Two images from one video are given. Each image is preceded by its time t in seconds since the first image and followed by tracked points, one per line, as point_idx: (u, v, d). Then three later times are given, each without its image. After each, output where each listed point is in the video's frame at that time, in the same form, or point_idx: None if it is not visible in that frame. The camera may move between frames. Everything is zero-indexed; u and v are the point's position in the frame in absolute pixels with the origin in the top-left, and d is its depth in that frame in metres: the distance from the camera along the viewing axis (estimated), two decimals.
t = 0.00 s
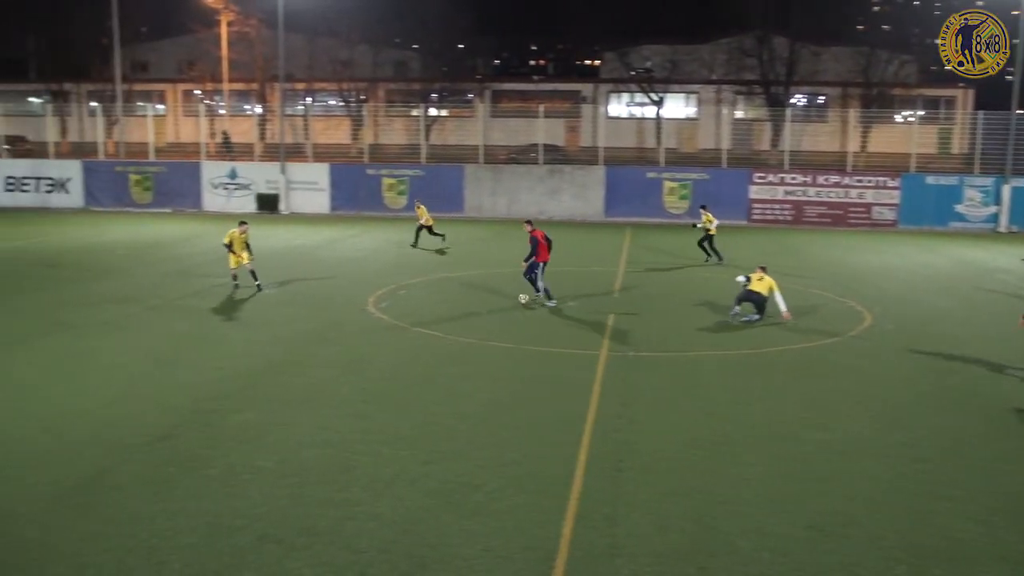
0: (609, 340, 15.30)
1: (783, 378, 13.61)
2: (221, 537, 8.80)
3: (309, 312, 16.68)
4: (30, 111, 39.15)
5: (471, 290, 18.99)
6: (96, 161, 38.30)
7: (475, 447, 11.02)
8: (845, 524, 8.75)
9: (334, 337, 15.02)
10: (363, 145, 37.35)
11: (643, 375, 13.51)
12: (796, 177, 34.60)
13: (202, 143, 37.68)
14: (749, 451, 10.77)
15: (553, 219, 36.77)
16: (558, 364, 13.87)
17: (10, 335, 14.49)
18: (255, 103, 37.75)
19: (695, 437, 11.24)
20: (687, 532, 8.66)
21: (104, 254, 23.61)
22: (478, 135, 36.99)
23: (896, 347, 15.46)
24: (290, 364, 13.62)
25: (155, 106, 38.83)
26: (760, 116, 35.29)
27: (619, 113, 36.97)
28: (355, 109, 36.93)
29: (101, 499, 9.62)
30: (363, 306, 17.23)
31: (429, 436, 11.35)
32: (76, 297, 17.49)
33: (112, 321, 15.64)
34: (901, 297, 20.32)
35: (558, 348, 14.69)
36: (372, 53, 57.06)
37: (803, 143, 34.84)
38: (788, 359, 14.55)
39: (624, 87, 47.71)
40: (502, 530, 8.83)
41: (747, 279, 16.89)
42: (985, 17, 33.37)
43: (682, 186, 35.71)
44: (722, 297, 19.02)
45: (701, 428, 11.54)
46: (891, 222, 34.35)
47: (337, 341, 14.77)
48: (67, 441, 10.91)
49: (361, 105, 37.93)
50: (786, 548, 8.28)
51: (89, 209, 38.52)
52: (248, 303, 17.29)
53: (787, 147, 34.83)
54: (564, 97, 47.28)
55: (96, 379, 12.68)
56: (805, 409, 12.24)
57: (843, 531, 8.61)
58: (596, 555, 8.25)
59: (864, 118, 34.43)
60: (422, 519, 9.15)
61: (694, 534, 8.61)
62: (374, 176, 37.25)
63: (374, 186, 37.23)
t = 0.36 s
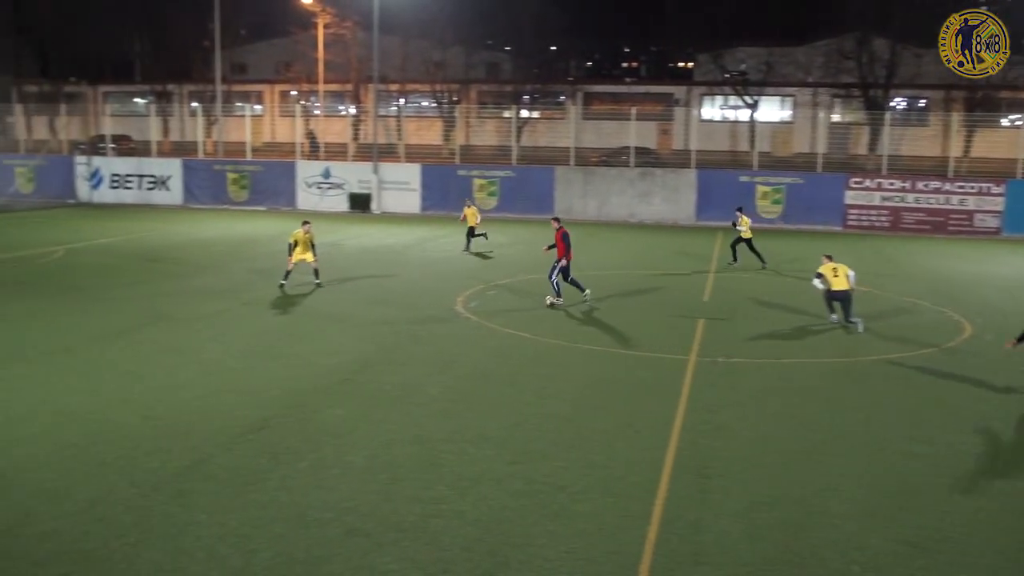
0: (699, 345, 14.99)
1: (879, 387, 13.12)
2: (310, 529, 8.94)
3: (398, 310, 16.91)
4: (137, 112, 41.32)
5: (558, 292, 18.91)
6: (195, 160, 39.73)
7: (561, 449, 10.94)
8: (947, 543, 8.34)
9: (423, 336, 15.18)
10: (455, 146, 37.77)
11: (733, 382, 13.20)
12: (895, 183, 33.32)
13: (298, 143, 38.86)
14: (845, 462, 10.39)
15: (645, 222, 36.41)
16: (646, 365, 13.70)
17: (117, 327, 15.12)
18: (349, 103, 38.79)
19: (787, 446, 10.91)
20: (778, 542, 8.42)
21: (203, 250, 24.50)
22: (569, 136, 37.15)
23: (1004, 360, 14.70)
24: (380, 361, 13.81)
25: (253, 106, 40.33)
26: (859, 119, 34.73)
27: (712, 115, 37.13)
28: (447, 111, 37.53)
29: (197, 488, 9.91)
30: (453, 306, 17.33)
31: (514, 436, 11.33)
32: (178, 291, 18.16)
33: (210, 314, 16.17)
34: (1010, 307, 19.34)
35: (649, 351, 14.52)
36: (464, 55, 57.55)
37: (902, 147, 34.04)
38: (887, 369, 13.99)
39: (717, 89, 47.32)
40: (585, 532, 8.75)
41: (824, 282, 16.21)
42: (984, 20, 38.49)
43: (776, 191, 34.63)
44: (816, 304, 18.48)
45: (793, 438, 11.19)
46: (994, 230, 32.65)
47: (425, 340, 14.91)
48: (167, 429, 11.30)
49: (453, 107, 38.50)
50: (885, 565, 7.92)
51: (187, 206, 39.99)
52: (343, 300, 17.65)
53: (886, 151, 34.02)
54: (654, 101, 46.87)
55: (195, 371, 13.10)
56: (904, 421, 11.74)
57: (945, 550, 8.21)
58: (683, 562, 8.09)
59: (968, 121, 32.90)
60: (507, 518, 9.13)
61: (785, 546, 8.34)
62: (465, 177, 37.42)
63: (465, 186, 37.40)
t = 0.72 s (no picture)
0: (775, 347, 14.68)
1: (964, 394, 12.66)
2: (381, 521, 8.99)
3: (472, 305, 16.96)
4: (219, 108, 41.89)
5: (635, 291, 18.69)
6: (276, 154, 40.49)
7: (634, 449, 10.82)
8: None
9: (497, 332, 15.16)
10: (532, 143, 37.97)
11: (811, 385, 12.89)
12: (984, 183, 31.98)
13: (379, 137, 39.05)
14: (929, 471, 10.05)
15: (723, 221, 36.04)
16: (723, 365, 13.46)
17: (199, 317, 15.49)
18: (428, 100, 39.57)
19: (867, 453, 10.59)
20: (855, 550, 8.18)
21: (282, 242, 24.98)
22: (648, 133, 36.92)
23: None
24: (456, 356, 13.84)
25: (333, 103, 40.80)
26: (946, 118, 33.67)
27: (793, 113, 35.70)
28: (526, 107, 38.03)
29: (272, 476, 10.07)
30: (527, 303, 17.26)
31: (588, 435, 11.23)
32: (259, 282, 18.53)
33: (290, 306, 16.45)
34: None
35: (727, 351, 14.29)
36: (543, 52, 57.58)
37: (993, 147, 32.97)
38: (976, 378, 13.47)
39: (799, 87, 46.33)
40: (658, 533, 8.63)
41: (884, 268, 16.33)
42: (984, 18, 39.82)
43: (858, 191, 33.93)
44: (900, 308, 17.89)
45: (874, 444, 10.87)
46: None
47: (497, 336, 14.90)
48: (245, 418, 11.51)
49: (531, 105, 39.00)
50: None
51: (268, 199, 40.89)
52: (418, 295, 17.74)
53: (975, 151, 32.95)
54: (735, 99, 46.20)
55: (273, 362, 13.32)
56: (994, 431, 11.26)
57: None
58: (757, 566, 7.92)
59: None
60: (578, 516, 9.06)
61: (864, 554, 8.11)
62: (542, 173, 37.49)
63: (542, 182, 37.50)
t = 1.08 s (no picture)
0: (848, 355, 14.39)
1: None
2: (447, 522, 9.01)
3: (541, 308, 16.98)
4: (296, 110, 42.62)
5: (708, 296, 18.46)
6: (349, 156, 40.91)
7: (702, 456, 10.69)
8: None
9: (565, 335, 15.12)
10: (604, 146, 37.97)
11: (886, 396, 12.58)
12: None
13: (450, 139, 39.77)
14: (1010, 487, 9.70)
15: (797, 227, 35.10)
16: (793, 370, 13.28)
17: (272, 315, 15.78)
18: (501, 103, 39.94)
19: (945, 466, 10.28)
20: (933, 567, 7.95)
21: (353, 243, 25.37)
22: (722, 137, 36.40)
23: None
24: (523, 358, 13.84)
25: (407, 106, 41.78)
26: None
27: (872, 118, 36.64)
28: (599, 111, 38.04)
29: (341, 475, 10.17)
30: (598, 304, 17.41)
31: (657, 441, 11.12)
32: (331, 282, 18.81)
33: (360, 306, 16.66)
34: None
35: (800, 359, 14.05)
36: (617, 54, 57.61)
37: None
38: None
39: (878, 91, 45.42)
40: (727, 542, 8.49)
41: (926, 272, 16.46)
42: (985, 19, 41.15)
43: (938, 198, 32.83)
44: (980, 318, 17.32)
45: (952, 457, 10.54)
46: None
47: (565, 339, 14.88)
48: (315, 416, 11.67)
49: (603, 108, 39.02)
50: None
51: (341, 200, 41.40)
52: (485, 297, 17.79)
53: None
54: (811, 102, 45.52)
55: (343, 361, 13.49)
56: None
57: None
58: None
59: None
60: (645, 522, 8.97)
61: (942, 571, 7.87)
62: (614, 177, 37.20)
63: (613, 187, 37.17)
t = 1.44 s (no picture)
0: (900, 374, 14.10)
1: None
2: (491, 536, 8.97)
3: (587, 322, 16.92)
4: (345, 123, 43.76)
5: (758, 312, 18.21)
6: (398, 169, 41.36)
7: (750, 473, 10.55)
8: None
9: (611, 350, 15.04)
10: (652, 160, 37.79)
11: (940, 416, 12.31)
12: None
13: (497, 152, 39.85)
14: None
15: (846, 243, 34.35)
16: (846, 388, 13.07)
17: (320, 326, 15.92)
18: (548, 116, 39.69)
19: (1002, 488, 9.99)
20: None
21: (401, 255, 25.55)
22: (770, 153, 36.26)
23: None
24: (569, 373, 13.76)
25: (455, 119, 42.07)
26: None
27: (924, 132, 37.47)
28: (647, 124, 37.81)
29: (385, 486, 10.19)
30: (644, 320, 17.12)
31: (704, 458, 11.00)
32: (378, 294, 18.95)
33: (407, 319, 16.72)
34: None
35: (852, 377, 13.81)
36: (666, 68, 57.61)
37: None
38: None
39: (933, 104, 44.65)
40: (774, 562, 8.37)
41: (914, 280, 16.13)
42: (984, 18, 42.04)
43: (994, 214, 31.58)
44: None
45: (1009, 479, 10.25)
46: None
47: (611, 354, 14.80)
48: (362, 428, 11.71)
49: (652, 122, 38.69)
50: None
51: (389, 213, 41.68)
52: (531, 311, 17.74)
53: None
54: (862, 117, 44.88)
55: (389, 373, 13.53)
56: None
57: None
58: None
59: None
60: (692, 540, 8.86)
61: None
62: (661, 192, 36.78)
63: (661, 201, 36.75)
